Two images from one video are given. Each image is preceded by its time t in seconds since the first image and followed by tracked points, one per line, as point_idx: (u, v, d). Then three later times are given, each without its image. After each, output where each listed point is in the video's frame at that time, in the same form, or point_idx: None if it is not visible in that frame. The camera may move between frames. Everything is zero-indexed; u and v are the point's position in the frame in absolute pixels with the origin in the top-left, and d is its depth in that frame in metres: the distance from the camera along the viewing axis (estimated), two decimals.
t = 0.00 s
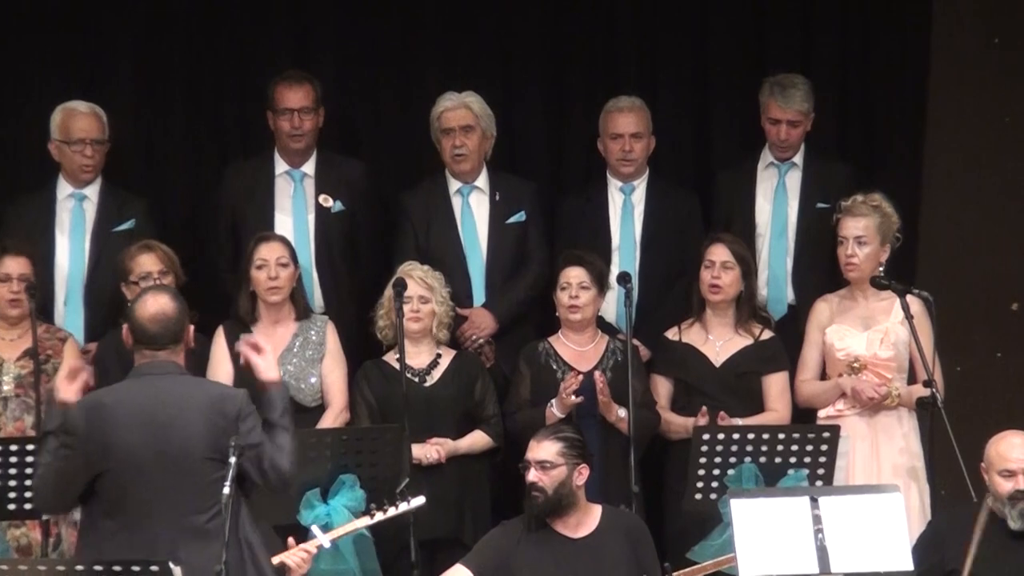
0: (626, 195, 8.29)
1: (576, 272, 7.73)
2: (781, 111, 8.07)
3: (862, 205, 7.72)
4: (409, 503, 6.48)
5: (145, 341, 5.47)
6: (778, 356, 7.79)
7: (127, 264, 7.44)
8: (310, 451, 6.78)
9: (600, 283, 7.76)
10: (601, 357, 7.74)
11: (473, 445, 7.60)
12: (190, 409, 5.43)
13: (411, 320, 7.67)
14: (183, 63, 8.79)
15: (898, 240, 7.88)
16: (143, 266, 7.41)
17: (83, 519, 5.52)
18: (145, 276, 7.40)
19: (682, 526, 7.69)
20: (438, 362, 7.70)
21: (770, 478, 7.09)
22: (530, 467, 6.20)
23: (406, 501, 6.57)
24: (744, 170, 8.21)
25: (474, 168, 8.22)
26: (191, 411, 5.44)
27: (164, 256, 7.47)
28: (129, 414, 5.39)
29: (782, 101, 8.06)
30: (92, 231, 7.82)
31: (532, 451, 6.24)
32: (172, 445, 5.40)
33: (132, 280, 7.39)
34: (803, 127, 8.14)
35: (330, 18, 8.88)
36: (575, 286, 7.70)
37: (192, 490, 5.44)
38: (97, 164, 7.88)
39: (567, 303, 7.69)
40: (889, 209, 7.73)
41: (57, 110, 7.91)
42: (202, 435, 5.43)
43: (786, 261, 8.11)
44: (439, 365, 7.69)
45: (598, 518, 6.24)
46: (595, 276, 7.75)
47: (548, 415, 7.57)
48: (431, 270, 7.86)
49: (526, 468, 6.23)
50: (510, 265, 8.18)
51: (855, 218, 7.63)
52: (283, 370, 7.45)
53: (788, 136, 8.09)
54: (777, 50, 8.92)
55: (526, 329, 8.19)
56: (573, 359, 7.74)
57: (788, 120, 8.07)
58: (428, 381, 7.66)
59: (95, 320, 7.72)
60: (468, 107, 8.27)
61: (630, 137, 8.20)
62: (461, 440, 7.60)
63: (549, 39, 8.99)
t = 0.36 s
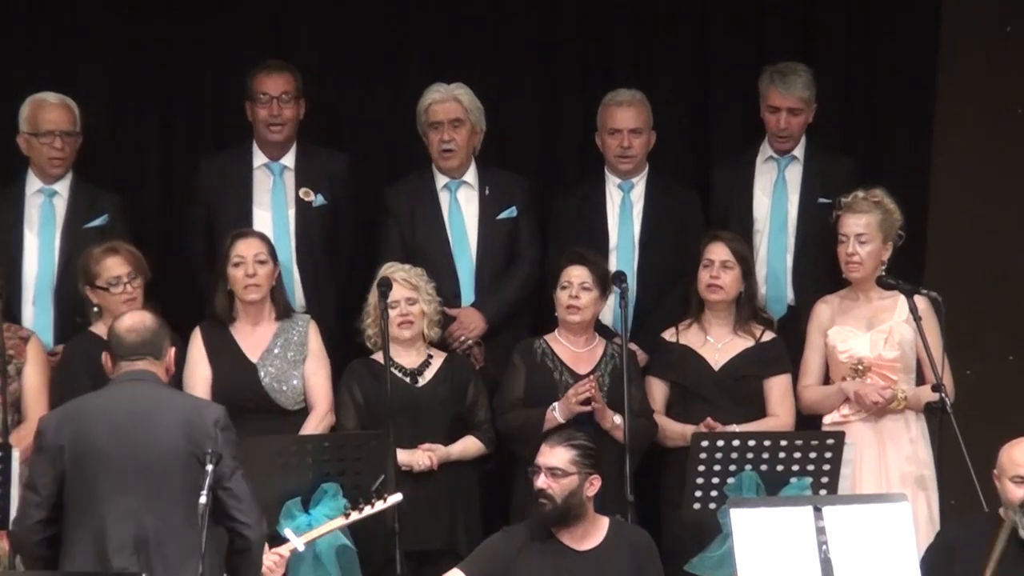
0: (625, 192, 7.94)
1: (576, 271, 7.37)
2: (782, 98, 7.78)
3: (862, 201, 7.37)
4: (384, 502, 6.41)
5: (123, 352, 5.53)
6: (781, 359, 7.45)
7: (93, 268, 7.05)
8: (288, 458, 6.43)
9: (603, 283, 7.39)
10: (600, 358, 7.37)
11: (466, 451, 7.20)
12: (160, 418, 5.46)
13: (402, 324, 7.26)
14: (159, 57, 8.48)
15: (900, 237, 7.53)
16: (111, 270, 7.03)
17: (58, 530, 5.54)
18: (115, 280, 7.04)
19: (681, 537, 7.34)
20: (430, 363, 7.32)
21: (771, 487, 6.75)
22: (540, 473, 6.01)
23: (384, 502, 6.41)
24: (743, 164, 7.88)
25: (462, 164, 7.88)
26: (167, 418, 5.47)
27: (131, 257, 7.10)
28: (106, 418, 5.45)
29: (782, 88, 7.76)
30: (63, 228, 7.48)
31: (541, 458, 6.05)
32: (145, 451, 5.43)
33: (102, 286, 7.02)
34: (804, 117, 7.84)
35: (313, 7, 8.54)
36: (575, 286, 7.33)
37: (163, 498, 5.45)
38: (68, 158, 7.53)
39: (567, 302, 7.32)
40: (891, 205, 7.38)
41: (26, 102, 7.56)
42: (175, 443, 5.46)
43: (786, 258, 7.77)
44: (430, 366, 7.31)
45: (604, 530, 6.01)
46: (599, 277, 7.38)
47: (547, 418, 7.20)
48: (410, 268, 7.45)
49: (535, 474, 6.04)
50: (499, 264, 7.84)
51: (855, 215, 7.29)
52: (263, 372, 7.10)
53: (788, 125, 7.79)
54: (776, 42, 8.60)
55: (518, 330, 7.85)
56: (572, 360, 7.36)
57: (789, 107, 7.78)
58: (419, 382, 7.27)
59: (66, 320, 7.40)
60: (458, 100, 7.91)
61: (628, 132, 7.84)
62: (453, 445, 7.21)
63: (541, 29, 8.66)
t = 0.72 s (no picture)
0: (626, 194, 7.58)
1: (570, 277, 7.02)
2: (779, 85, 7.51)
3: (876, 204, 7.03)
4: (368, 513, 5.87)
5: (119, 348, 5.01)
6: (788, 370, 7.12)
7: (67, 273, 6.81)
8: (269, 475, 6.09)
9: (596, 292, 7.07)
10: (592, 369, 7.03)
11: (455, 466, 6.87)
12: (154, 427, 4.94)
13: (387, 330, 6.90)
14: (140, 55, 8.15)
15: (921, 242, 7.18)
16: (85, 276, 6.79)
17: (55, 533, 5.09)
18: (89, 287, 6.78)
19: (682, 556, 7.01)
20: (418, 373, 6.97)
21: (778, 503, 6.41)
22: (552, 488, 5.79)
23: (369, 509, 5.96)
24: (747, 166, 7.56)
25: (456, 170, 7.53)
26: (159, 426, 4.95)
27: (108, 264, 6.86)
28: (92, 425, 4.94)
29: (776, 75, 7.51)
30: (34, 232, 7.18)
31: (553, 472, 5.83)
32: (135, 462, 4.92)
33: (75, 292, 6.77)
34: (805, 109, 7.53)
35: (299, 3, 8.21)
36: (568, 292, 6.99)
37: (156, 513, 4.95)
38: (42, 160, 7.23)
39: (558, 309, 6.99)
40: (910, 208, 7.03)
41: None
42: (168, 454, 4.94)
43: (788, 260, 7.45)
44: (419, 377, 6.96)
45: (613, 552, 5.78)
46: (591, 284, 7.05)
47: (538, 434, 6.89)
48: (401, 272, 7.11)
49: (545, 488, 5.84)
50: (492, 270, 7.50)
51: (868, 219, 6.96)
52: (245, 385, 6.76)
53: (784, 113, 7.50)
54: (781, 41, 8.27)
55: (512, 339, 7.52)
56: (561, 371, 7.02)
57: (784, 95, 7.50)
58: (407, 394, 6.92)
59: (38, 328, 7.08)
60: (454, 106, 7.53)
61: (630, 133, 7.48)
62: (443, 460, 6.88)
63: (537, 26, 8.33)
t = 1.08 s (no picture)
0: (629, 194, 7.22)
1: (552, 281, 6.72)
2: (782, 79, 7.19)
3: (897, 204, 6.69)
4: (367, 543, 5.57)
5: (165, 359, 4.89)
6: (800, 379, 6.78)
7: (57, 270, 6.47)
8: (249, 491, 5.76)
9: (582, 295, 6.76)
10: (584, 376, 6.73)
11: (443, 480, 6.55)
12: (177, 446, 4.83)
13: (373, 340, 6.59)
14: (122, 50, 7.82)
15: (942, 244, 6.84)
16: (76, 274, 6.45)
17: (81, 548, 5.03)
18: (78, 286, 6.44)
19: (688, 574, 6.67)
20: (407, 382, 6.67)
21: (787, 518, 6.06)
22: (547, 502, 5.45)
23: (366, 540, 5.67)
24: (756, 165, 7.22)
25: (453, 167, 7.21)
26: (183, 442, 4.83)
27: (101, 266, 6.51)
28: (121, 436, 4.86)
29: (781, 68, 7.20)
30: (8, 236, 6.85)
31: (548, 484, 5.48)
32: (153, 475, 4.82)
33: (62, 290, 6.42)
34: (811, 105, 7.19)
35: None
36: (550, 297, 6.70)
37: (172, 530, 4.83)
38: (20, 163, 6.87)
39: (541, 316, 6.70)
40: (931, 209, 6.69)
41: None
42: (188, 470, 4.82)
43: (800, 266, 7.10)
44: (408, 387, 6.66)
45: (611, 566, 5.46)
46: (576, 287, 6.75)
47: (530, 448, 6.58)
48: (392, 277, 6.78)
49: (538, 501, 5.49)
50: (487, 273, 7.16)
51: (888, 220, 6.62)
52: (233, 394, 6.46)
53: (789, 109, 7.16)
54: (789, 35, 7.94)
55: (508, 346, 7.20)
56: (550, 381, 6.72)
57: (788, 90, 7.17)
58: (395, 404, 6.62)
59: (12, 336, 6.75)
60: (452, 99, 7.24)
61: (632, 129, 7.14)
62: (431, 473, 6.56)
63: (537, 20, 8.00)
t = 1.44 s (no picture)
0: (631, 192, 6.91)
1: (541, 283, 6.42)
2: (789, 71, 6.90)
3: (904, 202, 6.38)
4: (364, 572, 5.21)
5: (195, 369, 4.75)
6: (811, 385, 6.48)
7: (24, 272, 6.21)
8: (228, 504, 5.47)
9: (575, 297, 6.44)
10: (582, 384, 6.42)
11: (435, 492, 6.27)
12: (213, 456, 4.69)
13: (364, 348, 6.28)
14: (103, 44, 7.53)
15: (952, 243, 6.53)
16: (44, 274, 6.20)
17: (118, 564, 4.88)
18: (48, 287, 6.19)
19: None
20: (398, 392, 6.36)
21: (797, 532, 5.75)
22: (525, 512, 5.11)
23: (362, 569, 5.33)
24: (765, 162, 6.92)
25: (447, 158, 6.86)
26: (220, 459, 4.69)
27: (72, 265, 6.26)
28: (154, 453, 4.71)
29: (787, 62, 6.91)
30: None
31: (527, 491, 5.13)
32: (190, 495, 4.67)
33: (32, 291, 6.17)
34: (821, 98, 6.87)
35: None
36: (540, 302, 6.39)
37: (212, 551, 4.69)
38: None
39: (532, 322, 6.40)
40: (940, 207, 6.38)
41: None
42: (227, 489, 4.68)
43: (813, 269, 6.79)
44: (399, 397, 6.35)
45: None
46: (567, 290, 6.43)
47: (523, 461, 6.29)
48: (386, 280, 6.46)
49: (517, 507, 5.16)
50: (484, 275, 6.84)
51: (897, 219, 6.31)
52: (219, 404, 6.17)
53: (797, 104, 6.87)
54: (798, 28, 7.64)
55: (506, 351, 6.90)
56: (547, 390, 6.41)
57: (796, 83, 6.87)
58: (384, 415, 6.31)
59: None
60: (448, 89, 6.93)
61: (634, 123, 6.85)
62: (422, 485, 6.28)
63: (537, 13, 7.71)
